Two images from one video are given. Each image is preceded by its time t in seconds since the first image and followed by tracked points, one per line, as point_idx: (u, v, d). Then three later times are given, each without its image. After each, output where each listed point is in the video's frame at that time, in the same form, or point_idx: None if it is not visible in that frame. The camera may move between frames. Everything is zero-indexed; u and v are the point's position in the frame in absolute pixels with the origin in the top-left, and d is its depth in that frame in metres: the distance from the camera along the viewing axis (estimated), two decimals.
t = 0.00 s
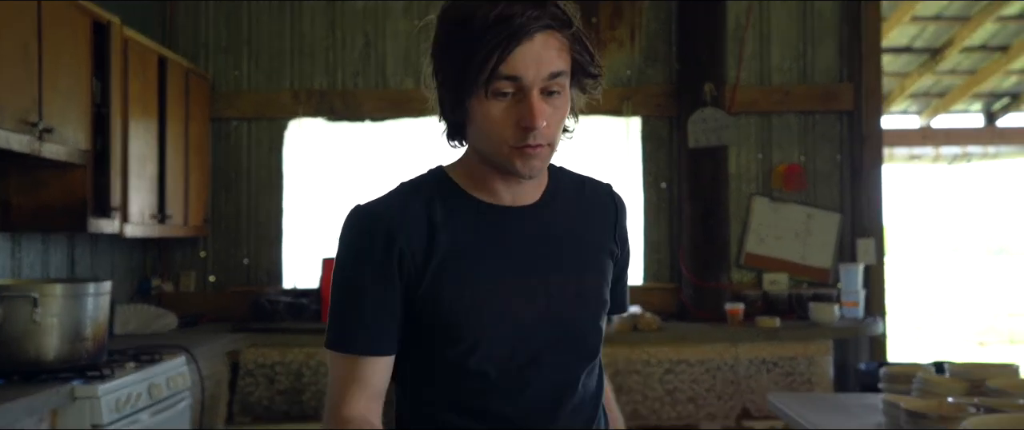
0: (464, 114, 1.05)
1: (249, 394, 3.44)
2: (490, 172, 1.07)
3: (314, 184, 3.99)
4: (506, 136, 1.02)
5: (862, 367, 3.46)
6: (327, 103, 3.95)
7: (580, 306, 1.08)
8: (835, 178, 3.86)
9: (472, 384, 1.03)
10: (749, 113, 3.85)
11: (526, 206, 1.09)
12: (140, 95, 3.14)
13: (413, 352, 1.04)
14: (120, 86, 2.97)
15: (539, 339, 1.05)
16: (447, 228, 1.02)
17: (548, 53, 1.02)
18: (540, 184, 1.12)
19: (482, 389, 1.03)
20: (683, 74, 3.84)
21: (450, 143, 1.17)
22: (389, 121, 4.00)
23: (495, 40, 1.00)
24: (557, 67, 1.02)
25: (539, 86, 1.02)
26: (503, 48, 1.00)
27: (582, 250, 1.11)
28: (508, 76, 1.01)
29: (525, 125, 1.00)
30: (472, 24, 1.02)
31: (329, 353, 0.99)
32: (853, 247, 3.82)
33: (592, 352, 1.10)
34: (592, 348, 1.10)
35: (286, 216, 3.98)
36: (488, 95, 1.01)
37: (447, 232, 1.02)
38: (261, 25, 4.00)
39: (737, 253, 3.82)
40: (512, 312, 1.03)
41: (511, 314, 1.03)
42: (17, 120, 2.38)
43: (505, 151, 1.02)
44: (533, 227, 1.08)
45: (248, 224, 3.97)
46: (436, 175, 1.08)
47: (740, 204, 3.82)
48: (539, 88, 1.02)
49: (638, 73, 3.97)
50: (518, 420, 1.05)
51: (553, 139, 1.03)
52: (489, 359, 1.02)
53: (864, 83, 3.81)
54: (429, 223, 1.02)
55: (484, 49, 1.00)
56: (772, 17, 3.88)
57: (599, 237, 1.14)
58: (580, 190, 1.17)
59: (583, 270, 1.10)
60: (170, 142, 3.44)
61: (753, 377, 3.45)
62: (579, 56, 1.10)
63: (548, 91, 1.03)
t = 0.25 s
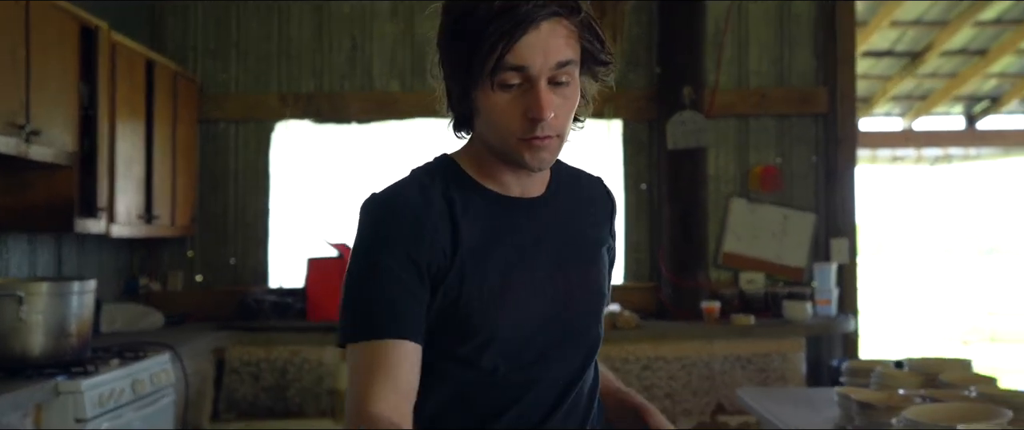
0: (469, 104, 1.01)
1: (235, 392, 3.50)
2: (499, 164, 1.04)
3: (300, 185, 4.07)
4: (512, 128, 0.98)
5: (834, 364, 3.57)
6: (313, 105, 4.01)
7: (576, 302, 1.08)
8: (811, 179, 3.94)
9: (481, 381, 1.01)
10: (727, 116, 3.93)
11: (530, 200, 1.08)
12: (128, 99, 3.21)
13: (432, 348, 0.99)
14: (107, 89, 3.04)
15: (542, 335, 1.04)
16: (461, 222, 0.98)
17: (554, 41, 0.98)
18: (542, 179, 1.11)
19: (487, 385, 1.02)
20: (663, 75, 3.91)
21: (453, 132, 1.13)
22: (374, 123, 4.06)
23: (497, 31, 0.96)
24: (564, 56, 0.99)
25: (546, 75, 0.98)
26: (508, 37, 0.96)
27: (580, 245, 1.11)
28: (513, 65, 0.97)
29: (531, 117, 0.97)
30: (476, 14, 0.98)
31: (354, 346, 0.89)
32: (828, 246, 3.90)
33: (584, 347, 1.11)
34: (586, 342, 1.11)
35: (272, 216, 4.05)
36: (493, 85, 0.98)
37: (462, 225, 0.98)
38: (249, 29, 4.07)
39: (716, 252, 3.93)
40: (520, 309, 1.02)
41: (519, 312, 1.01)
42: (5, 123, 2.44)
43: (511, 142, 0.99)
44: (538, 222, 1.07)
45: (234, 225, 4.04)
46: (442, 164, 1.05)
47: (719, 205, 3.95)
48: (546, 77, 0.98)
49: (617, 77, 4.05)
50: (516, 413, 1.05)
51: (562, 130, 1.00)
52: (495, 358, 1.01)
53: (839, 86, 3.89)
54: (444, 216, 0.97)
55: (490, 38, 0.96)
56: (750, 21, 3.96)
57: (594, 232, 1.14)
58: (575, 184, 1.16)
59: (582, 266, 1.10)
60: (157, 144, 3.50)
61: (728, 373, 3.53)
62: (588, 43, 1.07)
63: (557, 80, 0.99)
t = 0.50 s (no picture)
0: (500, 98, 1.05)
1: (224, 386, 3.56)
2: (531, 155, 1.07)
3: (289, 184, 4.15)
4: (539, 120, 1.00)
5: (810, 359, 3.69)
6: (300, 106, 4.07)
7: (610, 296, 1.10)
8: (788, 179, 4.02)
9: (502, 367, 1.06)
10: (705, 117, 4.01)
11: (568, 193, 1.10)
12: (116, 100, 3.27)
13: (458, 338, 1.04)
14: (97, 91, 3.10)
15: (569, 327, 1.08)
16: (486, 218, 1.03)
17: (580, 35, 0.99)
18: (584, 170, 1.13)
19: (509, 373, 1.07)
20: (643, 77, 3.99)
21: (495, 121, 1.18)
22: (361, 122, 4.11)
23: (522, 27, 0.98)
24: (589, 49, 1.00)
25: (572, 68, 0.99)
26: (533, 33, 0.98)
27: (618, 240, 1.12)
28: (538, 59, 0.99)
29: (555, 111, 0.99)
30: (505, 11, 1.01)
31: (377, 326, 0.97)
32: (804, 245, 4.00)
33: (619, 340, 1.13)
34: (623, 337, 1.13)
35: (260, 214, 4.12)
36: (519, 79, 1.00)
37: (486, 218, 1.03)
38: (236, 30, 4.13)
39: (695, 250, 4.03)
40: (544, 300, 1.05)
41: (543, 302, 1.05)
42: None
43: (538, 135, 1.02)
44: (573, 215, 1.10)
45: (223, 223, 4.11)
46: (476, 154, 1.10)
47: (698, 204, 4.03)
48: (572, 70, 1.00)
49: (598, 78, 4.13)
50: (541, 399, 1.10)
51: (589, 123, 1.01)
52: (516, 347, 1.05)
53: (816, 88, 3.98)
54: (469, 208, 1.02)
55: (516, 34, 0.99)
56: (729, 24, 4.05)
57: (638, 228, 1.15)
58: (623, 180, 1.18)
59: (619, 261, 1.12)
60: (146, 143, 3.56)
61: (707, 368, 3.61)
62: (620, 36, 1.07)
63: (584, 74, 1.00)
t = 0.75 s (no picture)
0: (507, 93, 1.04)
1: (225, 381, 3.60)
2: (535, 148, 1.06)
3: (289, 182, 4.24)
4: (538, 116, 0.98)
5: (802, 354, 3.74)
6: (300, 106, 4.16)
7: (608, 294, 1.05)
8: (780, 179, 4.09)
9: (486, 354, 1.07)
10: (698, 116, 4.09)
11: (575, 188, 1.07)
12: (120, 100, 3.34)
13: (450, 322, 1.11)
14: (102, 92, 3.18)
15: (558, 319, 1.05)
16: (473, 203, 1.07)
17: (585, 33, 0.96)
18: (597, 167, 1.08)
19: (500, 361, 1.06)
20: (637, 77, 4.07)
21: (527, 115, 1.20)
22: (360, 123, 4.20)
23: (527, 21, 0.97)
24: (592, 49, 0.96)
25: (574, 65, 0.97)
26: (537, 27, 0.96)
27: (624, 236, 1.06)
28: (541, 56, 0.97)
29: (553, 107, 0.97)
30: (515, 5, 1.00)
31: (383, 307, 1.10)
32: (795, 243, 4.07)
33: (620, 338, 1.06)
34: (625, 337, 1.06)
35: (261, 213, 4.19)
36: (523, 75, 0.99)
37: (468, 208, 1.08)
38: (238, 31, 4.21)
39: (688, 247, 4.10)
40: (532, 291, 1.04)
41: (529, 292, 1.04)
42: (6, 124, 2.57)
43: (539, 130, 1.00)
44: (576, 209, 1.06)
45: (225, 221, 4.18)
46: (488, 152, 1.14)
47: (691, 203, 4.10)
48: (575, 69, 0.97)
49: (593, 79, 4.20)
50: (525, 391, 1.06)
51: (590, 121, 0.98)
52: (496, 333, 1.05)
53: (806, 89, 4.05)
54: (459, 196, 1.08)
55: (520, 30, 0.98)
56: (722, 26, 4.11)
57: (650, 225, 1.07)
58: (646, 178, 1.11)
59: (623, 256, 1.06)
60: (149, 142, 3.64)
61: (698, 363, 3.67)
62: (639, 36, 1.03)
63: (587, 72, 0.97)
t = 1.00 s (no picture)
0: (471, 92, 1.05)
1: (226, 375, 3.70)
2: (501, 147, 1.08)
3: (290, 180, 4.30)
4: (502, 122, 1.00)
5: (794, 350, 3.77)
6: (300, 105, 4.22)
7: (564, 289, 1.06)
8: (772, 176, 4.16)
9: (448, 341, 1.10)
10: (691, 115, 4.16)
11: (536, 183, 1.09)
12: (124, 99, 3.41)
13: (419, 308, 1.16)
14: (105, 91, 3.25)
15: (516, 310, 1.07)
16: (440, 195, 1.11)
17: (549, 47, 0.97)
18: (560, 162, 1.10)
19: (463, 349, 1.09)
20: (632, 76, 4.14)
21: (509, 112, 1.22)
22: (359, 121, 4.26)
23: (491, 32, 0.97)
24: (557, 61, 0.97)
25: (538, 76, 0.98)
26: (502, 39, 0.96)
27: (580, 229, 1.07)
28: (506, 65, 0.98)
29: (517, 116, 0.98)
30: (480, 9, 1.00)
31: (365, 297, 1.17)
32: (786, 239, 4.14)
33: (574, 329, 1.07)
34: (587, 324, 1.07)
35: (261, 210, 4.26)
36: (487, 82, 1.00)
37: (433, 201, 1.12)
38: (238, 31, 4.28)
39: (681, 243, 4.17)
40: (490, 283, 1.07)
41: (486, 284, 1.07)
42: (13, 122, 2.64)
43: (501, 134, 1.02)
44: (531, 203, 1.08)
45: (226, 218, 4.26)
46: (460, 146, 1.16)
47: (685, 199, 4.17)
48: (538, 79, 0.98)
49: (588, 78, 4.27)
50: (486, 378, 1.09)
51: (552, 127, 1.00)
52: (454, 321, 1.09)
53: (798, 88, 4.11)
54: (430, 188, 1.13)
55: (485, 38, 0.98)
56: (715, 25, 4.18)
57: (604, 218, 1.08)
58: (606, 171, 1.11)
59: (580, 250, 1.07)
60: (152, 140, 3.71)
61: (690, 357, 3.74)
62: (606, 40, 1.03)
63: (550, 83, 0.98)
